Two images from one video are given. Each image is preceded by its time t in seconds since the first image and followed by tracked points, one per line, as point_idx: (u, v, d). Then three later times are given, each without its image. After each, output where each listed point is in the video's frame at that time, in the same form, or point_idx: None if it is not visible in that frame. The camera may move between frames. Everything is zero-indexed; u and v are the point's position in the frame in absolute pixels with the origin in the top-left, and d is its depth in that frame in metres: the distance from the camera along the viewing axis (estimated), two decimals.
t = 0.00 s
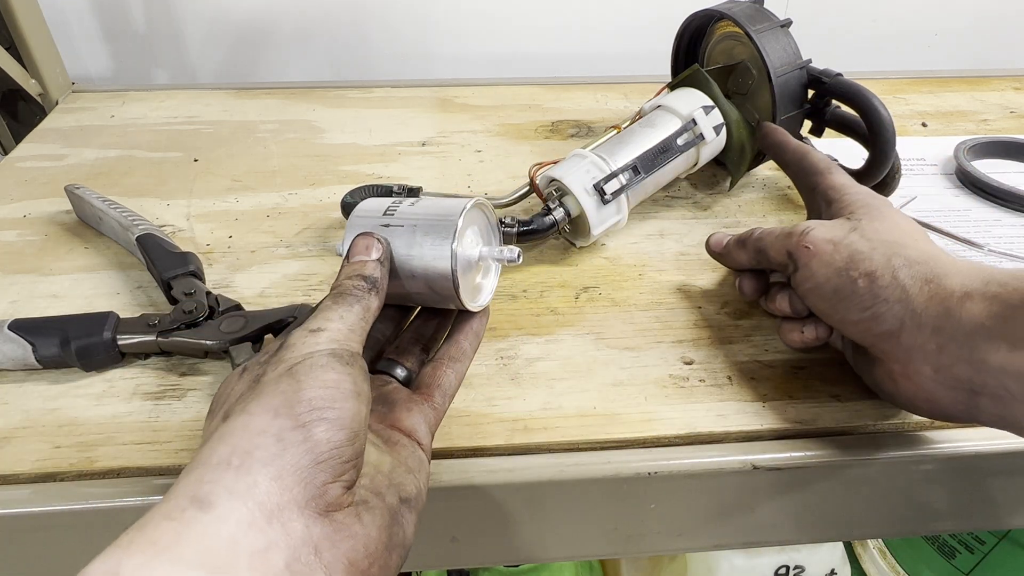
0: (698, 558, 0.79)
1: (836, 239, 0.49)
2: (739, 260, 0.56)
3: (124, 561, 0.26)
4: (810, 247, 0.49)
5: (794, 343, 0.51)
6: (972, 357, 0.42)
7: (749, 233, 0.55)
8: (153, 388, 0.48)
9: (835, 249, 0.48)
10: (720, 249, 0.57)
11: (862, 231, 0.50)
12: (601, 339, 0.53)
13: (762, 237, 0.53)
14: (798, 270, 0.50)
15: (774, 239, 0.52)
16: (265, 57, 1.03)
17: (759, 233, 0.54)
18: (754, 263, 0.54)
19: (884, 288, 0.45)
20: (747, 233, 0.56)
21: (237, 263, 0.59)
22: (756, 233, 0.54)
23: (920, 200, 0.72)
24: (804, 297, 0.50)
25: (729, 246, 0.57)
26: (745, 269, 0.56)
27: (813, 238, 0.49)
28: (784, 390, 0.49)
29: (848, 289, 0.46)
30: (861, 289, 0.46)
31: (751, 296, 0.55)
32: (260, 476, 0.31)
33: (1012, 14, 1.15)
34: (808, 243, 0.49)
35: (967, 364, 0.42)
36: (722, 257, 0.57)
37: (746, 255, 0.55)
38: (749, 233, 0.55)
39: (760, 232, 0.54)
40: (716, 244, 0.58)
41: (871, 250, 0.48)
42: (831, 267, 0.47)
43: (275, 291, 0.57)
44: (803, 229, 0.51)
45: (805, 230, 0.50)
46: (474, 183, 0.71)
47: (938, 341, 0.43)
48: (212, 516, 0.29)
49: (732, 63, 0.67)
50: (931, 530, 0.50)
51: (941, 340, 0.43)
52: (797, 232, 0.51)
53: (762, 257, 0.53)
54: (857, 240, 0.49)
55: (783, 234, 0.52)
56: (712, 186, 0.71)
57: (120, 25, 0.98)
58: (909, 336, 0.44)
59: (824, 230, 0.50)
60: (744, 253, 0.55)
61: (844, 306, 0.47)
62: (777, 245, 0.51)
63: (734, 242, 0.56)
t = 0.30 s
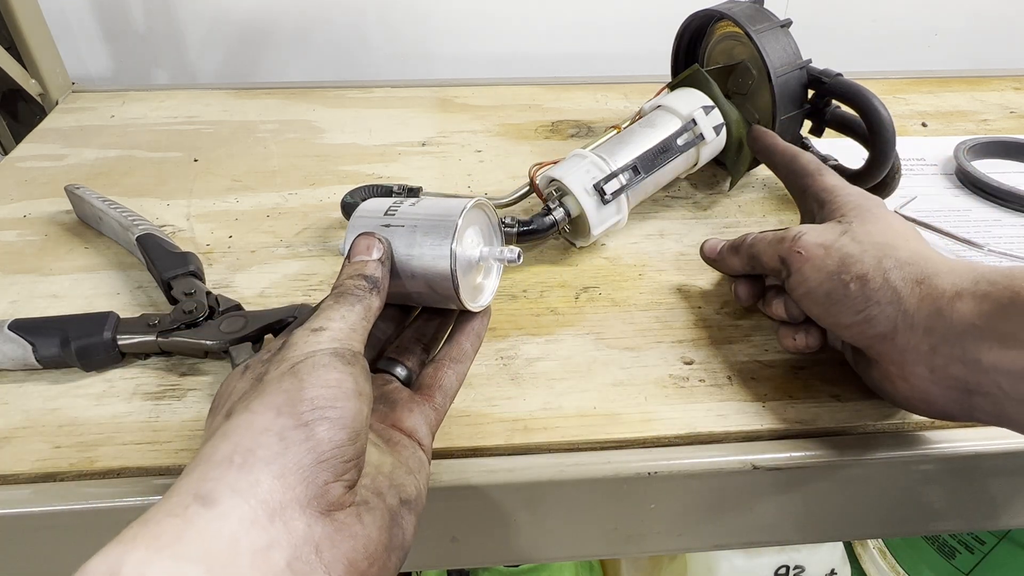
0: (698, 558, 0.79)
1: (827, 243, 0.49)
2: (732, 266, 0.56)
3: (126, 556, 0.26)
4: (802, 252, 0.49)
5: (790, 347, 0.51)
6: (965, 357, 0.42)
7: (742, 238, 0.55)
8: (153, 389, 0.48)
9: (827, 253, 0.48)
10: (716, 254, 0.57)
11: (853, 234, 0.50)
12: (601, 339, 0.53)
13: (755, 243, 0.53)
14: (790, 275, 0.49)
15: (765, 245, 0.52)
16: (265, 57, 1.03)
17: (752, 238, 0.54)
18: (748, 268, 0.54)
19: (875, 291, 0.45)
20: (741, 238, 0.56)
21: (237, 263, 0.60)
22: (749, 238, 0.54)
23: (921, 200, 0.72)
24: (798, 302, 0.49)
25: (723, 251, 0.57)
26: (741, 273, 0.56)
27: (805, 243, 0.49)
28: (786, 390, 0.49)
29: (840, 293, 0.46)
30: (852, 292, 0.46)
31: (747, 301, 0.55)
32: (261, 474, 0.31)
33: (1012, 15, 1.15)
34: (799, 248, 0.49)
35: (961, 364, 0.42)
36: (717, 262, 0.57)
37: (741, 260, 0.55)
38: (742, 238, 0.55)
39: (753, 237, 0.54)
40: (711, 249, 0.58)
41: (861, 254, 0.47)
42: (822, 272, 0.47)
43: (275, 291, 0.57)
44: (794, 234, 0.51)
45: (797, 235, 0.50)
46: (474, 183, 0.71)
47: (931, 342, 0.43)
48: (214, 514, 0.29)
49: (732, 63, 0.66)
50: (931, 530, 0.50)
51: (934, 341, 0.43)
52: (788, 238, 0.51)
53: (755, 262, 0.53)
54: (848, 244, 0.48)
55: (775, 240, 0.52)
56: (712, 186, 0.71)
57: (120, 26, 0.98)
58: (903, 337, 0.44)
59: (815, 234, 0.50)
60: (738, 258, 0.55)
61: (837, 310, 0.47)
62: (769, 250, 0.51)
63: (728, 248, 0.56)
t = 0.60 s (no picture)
0: (698, 558, 0.79)
1: (832, 241, 0.49)
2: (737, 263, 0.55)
3: (126, 560, 0.26)
4: (806, 250, 0.48)
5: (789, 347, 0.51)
6: (968, 359, 0.42)
7: (747, 235, 0.55)
8: (153, 389, 0.48)
9: (831, 251, 0.48)
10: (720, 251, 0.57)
11: (859, 233, 0.49)
12: (601, 339, 0.53)
13: (759, 240, 0.53)
14: (794, 273, 0.49)
15: (770, 242, 0.52)
16: (265, 57, 1.03)
17: (756, 235, 0.54)
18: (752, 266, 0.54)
19: (880, 290, 0.45)
20: (745, 235, 0.55)
21: (237, 263, 0.60)
22: (753, 235, 0.54)
23: (921, 200, 0.72)
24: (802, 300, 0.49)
25: (727, 249, 0.57)
26: (744, 271, 0.56)
27: (810, 240, 0.49)
28: (785, 390, 0.49)
29: (845, 292, 0.46)
30: (857, 291, 0.46)
31: (749, 299, 0.54)
32: (262, 477, 0.31)
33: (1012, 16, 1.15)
34: (803, 246, 0.49)
35: (964, 365, 0.42)
36: (721, 259, 0.57)
37: (745, 257, 0.54)
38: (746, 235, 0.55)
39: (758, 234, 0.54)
40: (716, 246, 0.58)
41: (866, 253, 0.47)
42: (827, 269, 0.47)
43: (275, 291, 0.57)
44: (800, 231, 0.50)
45: (802, 232, 0.50)
46: (474, 183, 0.71)
47: (934, 343, 0.43)
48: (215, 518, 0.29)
49: (732, 63, 0.66)
50: (932, 530, 0.50)
51: (937, 342, 0.43)
52: (793, 236, 0.50)
53: (759, 259, 0.53)
54: (853, 242, 0.48)
55: (779, 237, 0.51)
56: (712, 186, 0.71)
57: (120, 26, 0.98)
58: (907, 338, 0.44)
59: (820, 231, 0.50)
60: (742, 256, 0.55)
61: (840, 309, 0.46)
62: (773, 248, 0.51)
63: (733, 245, 0.56)
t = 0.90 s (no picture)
0: (698, 558, 0.79)
1: (827, 260, 0.48)
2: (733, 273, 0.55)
3: (127, 561, 0.26)
4: (801, 270, 0.48)
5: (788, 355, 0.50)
6: (962, 392, 0.40)
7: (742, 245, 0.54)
8: (153, 389, 0.48)
9: (825, 273, 0.47)
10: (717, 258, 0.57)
11: (855, 251, 0.48)
12: (601, 339, 0.53)
13: (755, 253, 0.53)
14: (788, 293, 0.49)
15: (766, 257, 0.51)
16: (265, 57, 1.03)
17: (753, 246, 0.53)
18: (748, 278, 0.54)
19: (872, 318, 0.44)
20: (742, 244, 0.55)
21: (237, 263, 0.60)
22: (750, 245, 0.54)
23: (921, 201, 0.72)
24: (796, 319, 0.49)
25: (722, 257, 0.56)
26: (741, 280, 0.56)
27: (804, 260, 0.48)
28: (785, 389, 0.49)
29: (838, 317, 0.46)
30: (849, 319, 0.45)
31: (745, 311, 0.54)
32: (260, 480, 0.31)
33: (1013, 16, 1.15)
34: (797, 267, 0.48)
35: (957, 398, 0.41)
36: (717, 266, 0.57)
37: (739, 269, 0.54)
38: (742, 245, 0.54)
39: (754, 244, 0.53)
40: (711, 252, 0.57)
41: (860, 276, 0.46)
42: (820, 294, 0.47)
43: (275, 291, 0.57)
44: (795, 249, 0.50)
45: (797, 251, 0.49)
46: (474, 183, 0.71)
47: (927, 376, 0.42)
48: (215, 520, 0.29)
49: (732, 63, 0.66)
50: (932, 530, 0.50)
51: (930, 375, 0.42)
52: (788, 253, 0.50)
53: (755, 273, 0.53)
54: (847, 264, 0.47)
55: (775, 253, 0.51)
56: (712, 186, 0.71)
57: (120, 25, 0.98)
58: (901, 366, 0.43)
59: (815, 250, 0.49)
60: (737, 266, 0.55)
61: (832, 334, 0.46)
62: (769, 264, 0.51)
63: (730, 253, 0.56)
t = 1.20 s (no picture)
0: (697, 558, 0.79)
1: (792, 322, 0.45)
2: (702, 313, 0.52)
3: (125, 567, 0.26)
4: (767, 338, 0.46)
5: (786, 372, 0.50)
6: (968, 446, 0.40)
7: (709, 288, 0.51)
8: (153, 388, 0.48)
9: (794, 337, 0.45)
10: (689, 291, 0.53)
11: (821, 305, 0.44)
12: (601, 338, 0.53)
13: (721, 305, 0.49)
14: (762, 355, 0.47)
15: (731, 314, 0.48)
16: (265, 57, 1.03)
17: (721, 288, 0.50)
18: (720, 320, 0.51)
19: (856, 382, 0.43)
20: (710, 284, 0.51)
21: (237, 263, 0.60)
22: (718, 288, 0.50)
23: (921, 201, 0.72)
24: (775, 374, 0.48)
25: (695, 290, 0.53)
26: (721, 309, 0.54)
27: (768, 325, 0.46)
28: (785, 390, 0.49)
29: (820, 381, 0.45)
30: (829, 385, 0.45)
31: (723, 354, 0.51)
32: (257, 488, 0.31)
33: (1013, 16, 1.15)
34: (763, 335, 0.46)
35: (964, 451, 0.40)
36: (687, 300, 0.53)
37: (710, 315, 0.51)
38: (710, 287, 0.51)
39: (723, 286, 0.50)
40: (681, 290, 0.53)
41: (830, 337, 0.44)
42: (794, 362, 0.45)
43: (275, 291, 0.57)
44: (757, 308, 0.46)
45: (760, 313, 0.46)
46: (474, 182, 0.71)
47: (925, 431, 0.41)
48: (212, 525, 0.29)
49: (732, 63, 0.66)
50: (931, 530, 0.50)
51: (928, 431, 0.41)
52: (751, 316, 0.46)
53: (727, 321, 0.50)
54: (814, 324, 0.44)
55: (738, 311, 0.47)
56: (713, 186, 0.71)
57: (120, 26, 0.98)
58: (897, 422, 0.43)
59: (778, 308, 0.46)
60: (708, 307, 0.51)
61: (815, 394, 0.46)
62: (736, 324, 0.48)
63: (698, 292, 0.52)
